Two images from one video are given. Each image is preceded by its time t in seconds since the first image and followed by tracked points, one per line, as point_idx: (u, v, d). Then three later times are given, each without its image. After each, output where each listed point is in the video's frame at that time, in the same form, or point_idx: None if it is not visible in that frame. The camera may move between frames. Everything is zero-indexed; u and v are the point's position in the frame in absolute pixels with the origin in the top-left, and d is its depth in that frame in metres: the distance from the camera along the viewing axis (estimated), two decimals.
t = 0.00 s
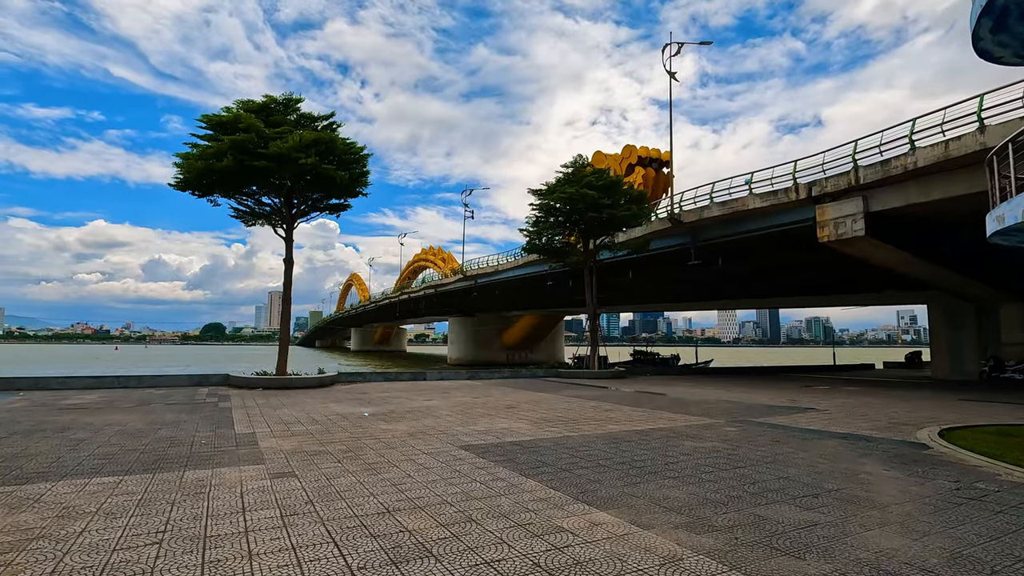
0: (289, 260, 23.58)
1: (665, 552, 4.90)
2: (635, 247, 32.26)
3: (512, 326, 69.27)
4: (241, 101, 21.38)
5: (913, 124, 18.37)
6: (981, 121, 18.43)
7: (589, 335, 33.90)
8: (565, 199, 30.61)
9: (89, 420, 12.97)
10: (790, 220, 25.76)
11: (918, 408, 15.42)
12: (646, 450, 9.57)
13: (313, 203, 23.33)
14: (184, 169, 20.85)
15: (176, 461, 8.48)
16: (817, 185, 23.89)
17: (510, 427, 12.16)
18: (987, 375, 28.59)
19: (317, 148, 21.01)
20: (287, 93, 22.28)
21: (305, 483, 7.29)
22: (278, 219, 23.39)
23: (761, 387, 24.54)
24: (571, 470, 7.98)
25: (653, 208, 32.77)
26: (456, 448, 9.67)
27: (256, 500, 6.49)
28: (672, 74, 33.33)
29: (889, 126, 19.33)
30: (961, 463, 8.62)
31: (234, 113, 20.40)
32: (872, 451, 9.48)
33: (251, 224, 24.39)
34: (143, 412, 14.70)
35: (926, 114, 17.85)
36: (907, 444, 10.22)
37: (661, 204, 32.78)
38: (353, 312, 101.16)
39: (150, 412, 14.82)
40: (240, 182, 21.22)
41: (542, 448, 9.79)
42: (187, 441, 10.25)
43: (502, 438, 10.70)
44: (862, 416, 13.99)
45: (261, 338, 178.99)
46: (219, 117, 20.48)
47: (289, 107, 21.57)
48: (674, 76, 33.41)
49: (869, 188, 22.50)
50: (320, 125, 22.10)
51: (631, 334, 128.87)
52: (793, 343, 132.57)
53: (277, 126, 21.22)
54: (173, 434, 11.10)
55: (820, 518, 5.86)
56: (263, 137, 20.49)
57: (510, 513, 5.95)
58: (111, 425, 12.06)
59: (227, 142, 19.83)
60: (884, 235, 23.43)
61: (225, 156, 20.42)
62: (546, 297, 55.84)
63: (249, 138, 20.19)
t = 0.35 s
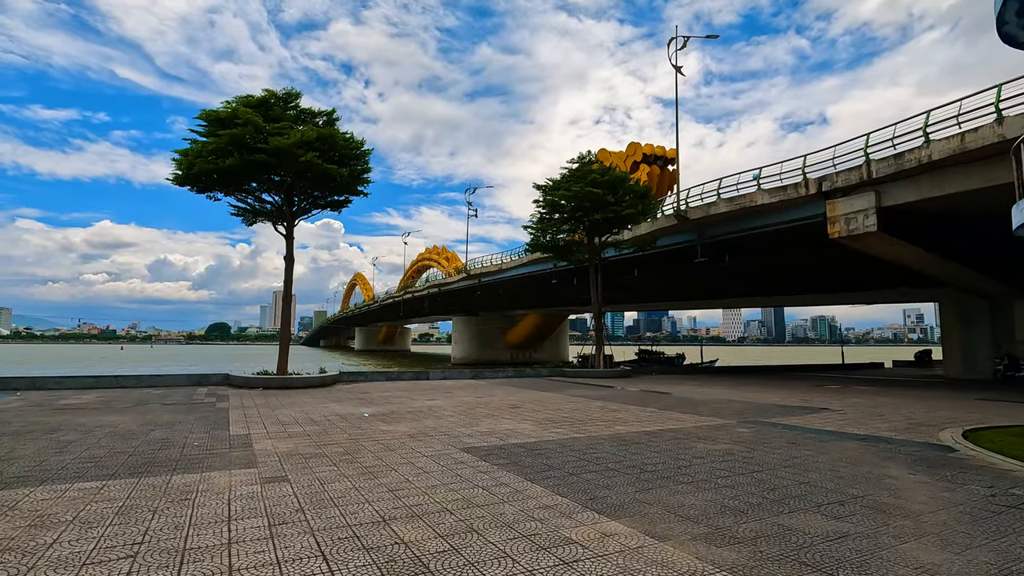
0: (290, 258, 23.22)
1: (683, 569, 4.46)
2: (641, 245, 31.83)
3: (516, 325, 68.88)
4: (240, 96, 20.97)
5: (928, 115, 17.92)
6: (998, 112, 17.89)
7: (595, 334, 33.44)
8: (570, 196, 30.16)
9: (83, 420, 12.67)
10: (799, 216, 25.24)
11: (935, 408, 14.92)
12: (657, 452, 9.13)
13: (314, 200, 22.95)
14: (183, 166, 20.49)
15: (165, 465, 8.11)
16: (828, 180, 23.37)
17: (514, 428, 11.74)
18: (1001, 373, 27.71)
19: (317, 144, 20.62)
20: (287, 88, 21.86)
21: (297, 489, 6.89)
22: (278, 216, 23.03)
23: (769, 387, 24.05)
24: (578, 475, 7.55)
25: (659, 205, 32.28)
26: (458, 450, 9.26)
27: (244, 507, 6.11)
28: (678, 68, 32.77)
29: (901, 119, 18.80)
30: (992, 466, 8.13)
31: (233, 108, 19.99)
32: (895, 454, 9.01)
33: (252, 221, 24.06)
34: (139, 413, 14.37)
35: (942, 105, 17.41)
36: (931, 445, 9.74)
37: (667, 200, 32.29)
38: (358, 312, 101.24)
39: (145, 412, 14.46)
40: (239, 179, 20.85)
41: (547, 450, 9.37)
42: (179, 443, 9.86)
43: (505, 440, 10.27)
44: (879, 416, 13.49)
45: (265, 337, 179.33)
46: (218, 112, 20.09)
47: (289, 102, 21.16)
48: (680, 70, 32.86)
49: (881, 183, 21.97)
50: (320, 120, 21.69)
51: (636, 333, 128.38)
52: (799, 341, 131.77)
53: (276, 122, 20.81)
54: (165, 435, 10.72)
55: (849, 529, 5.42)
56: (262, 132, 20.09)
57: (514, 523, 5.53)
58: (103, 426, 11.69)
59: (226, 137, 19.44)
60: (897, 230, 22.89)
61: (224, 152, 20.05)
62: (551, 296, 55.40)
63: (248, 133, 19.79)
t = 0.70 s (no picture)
0: (287, 255, 22.81)
1: None
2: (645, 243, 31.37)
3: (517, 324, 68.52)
4: (235, 90, 20.51)
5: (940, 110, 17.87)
6: (1012, 104, 17.39)
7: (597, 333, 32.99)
8: (572, 192, 29.70)
9: (71, 423, 12.27)
10: (806, 213, 24.78)
11: (950, 409, 14.45)
12: (665, 458, 8.68)
13: (311, 197, 22.53)
14: (177, 162, 20.05)
15: (147, 472, 7.69)
16: (835, 175, 22.89)
17: (515, 431, 11.30)
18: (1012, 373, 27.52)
19: (313, 140, 20.19)
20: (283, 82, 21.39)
21: (284, 499, 6.47)
22: (275, 214, 22.61)
23: (776, 386, 23.60)
24: (583, 483, 7.11)
25: (662, 202, 31.81)
26: (456, 456, 8.82)
27: (226, 520, 5.67)
28: (682, 63, 32.26)
29: (916, 112, 18.95)
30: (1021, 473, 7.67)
31: (227, 103, 19.54)
32: (915, 459, 8.56)
33: (249, 218, 23.67)
34: (130, 415, 13.96)
35: (953, 99, 17.34)
36: (952, 449, 9.27)
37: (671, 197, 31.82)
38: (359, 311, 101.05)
39: (137, 414, 14.06)
40: (235, 176, 20.45)
41: (550, 455, 8.92)
42: (166, 447, 9.44)
43: (506, 444, 9.84)
44: (893, 417, 13.03)
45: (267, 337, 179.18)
46: (212, 107, 19.63)
47: (285, 96, 20.69)
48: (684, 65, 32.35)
49: (891, 178, 21.48)
50: (316, 115, 21.22)
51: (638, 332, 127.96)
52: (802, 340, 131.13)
53: (272, 117, 20.35)
54: (153, 439, 10.30)
55: (880, 547, 4.97)
56: (257, 128, 19.64)
57: (516, 539, 5.09)
58: (89, 429, 11.27)
59: (220, 133, 19.00)
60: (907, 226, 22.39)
61: (218, 149, 19.60)
62: (553, 294, 54.97)
63: (242, 129, 19.35)
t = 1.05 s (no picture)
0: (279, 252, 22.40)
1: None
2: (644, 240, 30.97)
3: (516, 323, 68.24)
4: (224, 83, 20.10)
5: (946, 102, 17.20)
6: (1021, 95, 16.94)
7: (596, 331, 32.59)
8: (570, 188, 29.27)
9: (51, 423, 11.86)
10: (808, 209, 24.37)
11: (959, 408, 14.03)
12: (667, 461, 8.25)
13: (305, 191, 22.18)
14: (165, 157, 19.63)
15: (117, 477, 7.23)
16: (839, 170, 22.47)
17: (511, 432, 10.87)
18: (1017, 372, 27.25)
19: (304, 133, 19.81)
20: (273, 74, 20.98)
21: (260, 507, 6.03)
22: (268, 209, 22.22)
23: (778, 385, 23.17)
24: (581, 488, 6.68)
25: (662, 198, 31.40)
26: (447, 458, 8.39)
27: (192, 531, 5.22)
28: (682, 58, 31.80)
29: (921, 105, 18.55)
30: None
31: (216, 96, 19.13)
32: (930, 460, 8.13)
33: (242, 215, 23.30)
34: (113, 415, 13.52)
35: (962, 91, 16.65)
36: (967, 450, 8.85)
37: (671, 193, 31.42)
38: (358, 310, 100.73)
39: (121, 414, 13.63)
40: (225, 171, 20.05)
41: (546, 458, 8.48)
42: (143, 449, 9.00)
43: (500, 446, 9.41)
44: (901, 417, 12.62)
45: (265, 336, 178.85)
46: (200, 101, 19.20)
47: (275, 89, 20.27)
48: (683, 60, 31.89)
49: (896, 172, 21.04)
50: (308, 108, 20.82)
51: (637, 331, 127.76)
52: (801, 339, 131.08)
53: (261, 110, 19.93)
54: (132, 440, 9.86)
55: (906, 563, 4.52)
56: (246, 121, 19.21)
57: (506, 552, 4.66)
58: (67, 430, 10.84)
59: (208, 126, 18.59)
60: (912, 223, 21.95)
61: (206, 143, 19.18)
62: (551, 293, 54.62)
63: (231, 122, 18.93)
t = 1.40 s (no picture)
0: (267, 249, 21.95)
1: None
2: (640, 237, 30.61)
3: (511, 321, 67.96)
4: (210, 75, 19.60)
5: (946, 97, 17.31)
6: None
7: (592, 330, 32.20)
8: (565, 184, 28.87)
9: (23, 427, 11.38)
10: (807, 206, 24.03)
11: (963, 409, 13.69)
12: (664, 467, 7.86)
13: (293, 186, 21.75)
14: (148, 151, 19.15)
15: (78, 487, 6.78)
16: (837, 166, 22.13)
17: (502, 435, 10.45)
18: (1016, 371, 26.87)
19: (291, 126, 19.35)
20: (260, 67, 20.49)
21: (227, 521, 5.59)
22: (255, 205, 21.76)
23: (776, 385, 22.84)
24: (574, 498, 6.27)
25: (658, 195, 31.03)
26: (433, 464, 7.98)
27: (149, 549, 4.79)
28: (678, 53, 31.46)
29: (921, 99, 18.26)
30: None
31: (200, 88, 18.63)
32: (939, 466, 7.77)
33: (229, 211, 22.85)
34: (91, 418, 13.05)
35: (962, 86, 16.83)
36: (977, 454, 8.49)
37: (667, 191, 31.06)
38: (353, 308, 100.18)
39: (98, 417, 13.14)
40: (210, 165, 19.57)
41: (537, 464, 8.08)
42: (113, 455, 8.55)
43: (490, 450, 9.00)
44: (904, 418, 12.29)
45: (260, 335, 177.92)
46: (184, 93, 18.71)
47: (262, 81, 19.77)
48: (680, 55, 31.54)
49: (895, 168, 20.73)
50: (296, 101, 20.34)
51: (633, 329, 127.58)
52: (796, 337, 131.35)
53: (247, 102, 19.45)
54: (104, 446, 9.41)
55: None
56: (231, 113, 18.74)
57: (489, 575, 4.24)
58: (38, 434, 10.38)
59: (191, 119, 18.11)
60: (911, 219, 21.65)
61: (190, 136, 18.70)
62: (547, 291, 54.23)
63: (215, 115, 18.45)
